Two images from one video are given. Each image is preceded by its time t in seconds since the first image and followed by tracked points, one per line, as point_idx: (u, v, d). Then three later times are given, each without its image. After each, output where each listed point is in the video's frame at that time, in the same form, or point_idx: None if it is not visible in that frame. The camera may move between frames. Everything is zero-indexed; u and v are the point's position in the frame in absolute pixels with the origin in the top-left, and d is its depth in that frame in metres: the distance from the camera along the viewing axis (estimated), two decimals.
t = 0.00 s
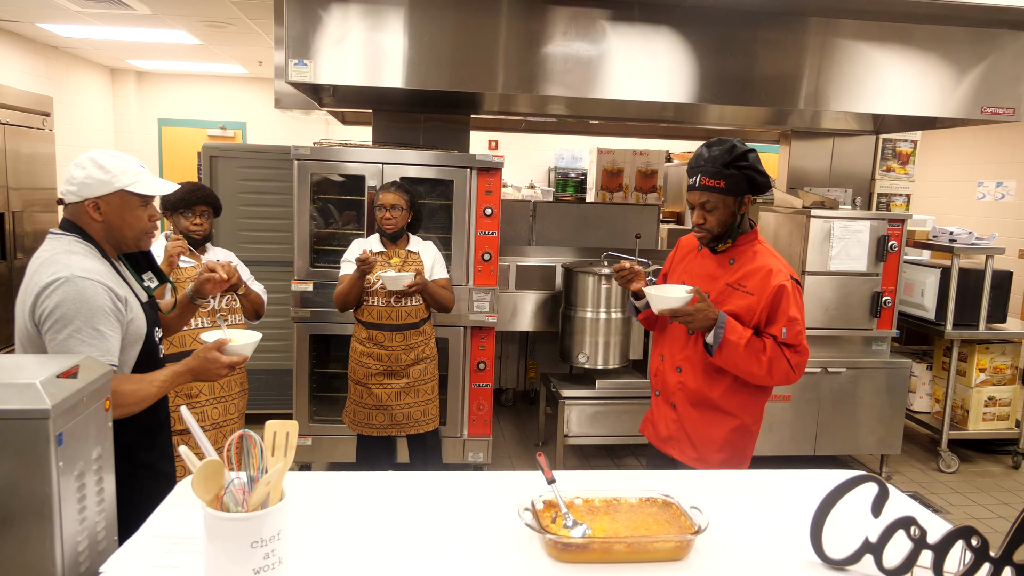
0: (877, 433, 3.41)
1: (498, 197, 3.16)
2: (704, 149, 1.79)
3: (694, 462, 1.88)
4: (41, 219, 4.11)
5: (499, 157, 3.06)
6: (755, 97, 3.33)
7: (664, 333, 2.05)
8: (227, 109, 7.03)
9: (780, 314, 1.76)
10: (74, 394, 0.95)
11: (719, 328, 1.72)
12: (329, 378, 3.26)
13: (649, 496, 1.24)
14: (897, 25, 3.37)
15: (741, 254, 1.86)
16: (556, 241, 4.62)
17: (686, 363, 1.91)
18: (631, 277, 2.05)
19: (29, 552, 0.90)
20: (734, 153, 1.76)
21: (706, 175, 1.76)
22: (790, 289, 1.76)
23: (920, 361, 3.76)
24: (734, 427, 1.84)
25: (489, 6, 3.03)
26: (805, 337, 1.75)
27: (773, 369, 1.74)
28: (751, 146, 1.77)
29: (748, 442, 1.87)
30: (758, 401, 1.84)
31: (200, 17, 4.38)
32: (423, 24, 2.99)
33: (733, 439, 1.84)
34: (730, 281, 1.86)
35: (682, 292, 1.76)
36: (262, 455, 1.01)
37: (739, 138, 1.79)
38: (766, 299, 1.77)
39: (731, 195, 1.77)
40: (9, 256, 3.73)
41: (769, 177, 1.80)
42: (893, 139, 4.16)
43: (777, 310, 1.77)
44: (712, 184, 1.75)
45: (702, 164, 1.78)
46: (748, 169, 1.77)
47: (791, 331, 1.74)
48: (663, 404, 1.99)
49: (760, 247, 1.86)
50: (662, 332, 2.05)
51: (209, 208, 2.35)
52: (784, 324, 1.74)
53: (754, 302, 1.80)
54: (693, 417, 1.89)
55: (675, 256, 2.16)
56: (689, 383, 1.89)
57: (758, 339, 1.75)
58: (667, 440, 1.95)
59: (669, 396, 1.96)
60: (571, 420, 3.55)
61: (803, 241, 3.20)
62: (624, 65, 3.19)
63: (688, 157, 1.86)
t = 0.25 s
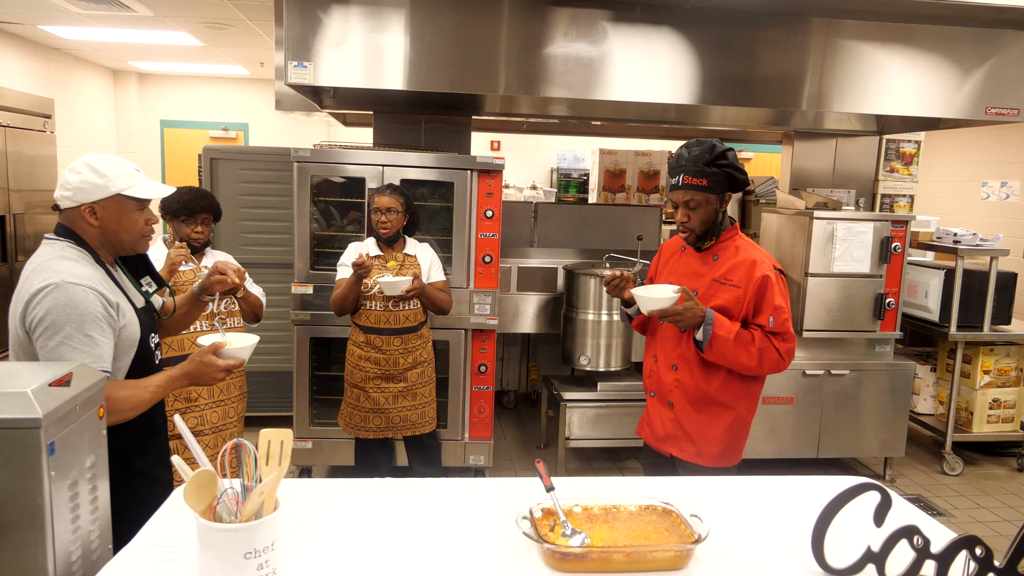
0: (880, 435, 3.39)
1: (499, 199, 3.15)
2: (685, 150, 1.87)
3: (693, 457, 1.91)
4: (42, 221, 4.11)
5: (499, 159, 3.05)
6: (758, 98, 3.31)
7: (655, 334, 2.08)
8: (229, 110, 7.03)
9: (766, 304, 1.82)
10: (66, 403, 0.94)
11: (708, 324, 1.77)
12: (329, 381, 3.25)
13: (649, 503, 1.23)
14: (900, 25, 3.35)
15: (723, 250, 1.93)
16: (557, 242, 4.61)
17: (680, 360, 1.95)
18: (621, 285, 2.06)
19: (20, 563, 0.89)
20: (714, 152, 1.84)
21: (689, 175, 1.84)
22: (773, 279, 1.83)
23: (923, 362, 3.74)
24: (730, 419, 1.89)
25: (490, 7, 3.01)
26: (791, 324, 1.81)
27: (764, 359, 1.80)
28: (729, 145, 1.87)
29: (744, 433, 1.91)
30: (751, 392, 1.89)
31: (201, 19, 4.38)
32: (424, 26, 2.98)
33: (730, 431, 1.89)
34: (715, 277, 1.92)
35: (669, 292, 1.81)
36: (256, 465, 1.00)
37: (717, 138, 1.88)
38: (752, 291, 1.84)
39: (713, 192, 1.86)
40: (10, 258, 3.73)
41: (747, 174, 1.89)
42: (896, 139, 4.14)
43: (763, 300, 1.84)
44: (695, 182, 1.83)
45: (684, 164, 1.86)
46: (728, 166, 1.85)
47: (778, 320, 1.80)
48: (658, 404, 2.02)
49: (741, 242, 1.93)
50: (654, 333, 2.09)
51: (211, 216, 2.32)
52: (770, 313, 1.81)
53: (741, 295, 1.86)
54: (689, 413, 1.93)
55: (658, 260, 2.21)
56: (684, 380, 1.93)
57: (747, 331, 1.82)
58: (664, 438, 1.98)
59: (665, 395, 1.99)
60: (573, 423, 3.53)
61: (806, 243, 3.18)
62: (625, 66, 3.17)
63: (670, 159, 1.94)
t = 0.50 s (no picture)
0: (889, 439, 3.35)
1: (504, 201, 3.13)
2: (676, 153, 1.86)
3: (702, 457, 1.89)
4: (50, 222, 4.13)
5: (504, 160, 3.03)
6: (766, 98, 3.28)
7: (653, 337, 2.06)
8: (236, 111, 7.05)
9: (768, 299, 1.86)
10: (61, 407, 0.92)
11: (715, 325, 1.77)
12: (333, 383, 3.24)
13: (653, 511, 1.20)
14: (910, 25, 3.30)
15: (716, 250, 1.94)
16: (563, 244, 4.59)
17: (683, 361, 1.93)
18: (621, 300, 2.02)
19: (13, 570, 0.87)
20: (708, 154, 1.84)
21: (685, 177, 1.83)
22: (771, 275, 1.87)
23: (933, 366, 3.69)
24: (736, 415, 1.89)
25: (496, 7, 3.00)
26: (792, 317, 1.85)
27: (770, 353, 1.82)
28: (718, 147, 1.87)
29: (748, 428, 1.93)
30: (753, 386, 1.91)
31: (207, 20, 4.39)
32: (428, 26, 2.97)
33: (737, 427, 1.89)
34: (713, 276, 1.92)
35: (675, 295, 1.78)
36: (252, 470, 0.99)
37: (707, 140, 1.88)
38: (753, 288, 1.86)
39: (707, 194, 1.85)
40: (17, 259, 3.75)
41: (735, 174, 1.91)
42: (906, 140, 4.09)
43: (763, 296, 1.87)
44: (692, 184, 1.82)
45: (679, 166, 1.84)
46: (720, 168, 1.86)
47: (780, 314, 1.84)
48: (661, 408, 1.99)
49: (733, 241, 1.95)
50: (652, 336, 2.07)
51: (214, 218, 2.32)
52: (773, 307, 1.84)
53: (741, 292, 1.87)
54: (696, 414, 1.91)
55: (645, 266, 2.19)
56: (689, 381, 1.91)
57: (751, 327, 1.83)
58: (670, 441, 1.95)
59: (668, 398, 1.96)
60: (578, 425, 3.51)
61: (815, 245, 3.15)
62: (632, 66, 3.15)
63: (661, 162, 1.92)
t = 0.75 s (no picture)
0: (912, 446, 3.27)
1: (519, 202, 3.12)
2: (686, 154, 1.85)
3: (719, 459, 1.87)
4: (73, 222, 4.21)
5: (519, 161, 3.02)
6: (785, 98, 3.22)
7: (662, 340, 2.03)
8: (257, 112, 7.13)
9: (782, 296, 1.86)
10: (67, 409, 0.94)
11: (733, 326, 1.75)
12: (348, 382, 3.26)
13: (660, 518, 1.18)
14: (935, 22, 3.22)
15: (725, 250, 1.92)
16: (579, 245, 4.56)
17: (697, 362, 1.90)
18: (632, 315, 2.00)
19: (18, 569, 0.89)
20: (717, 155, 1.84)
21: (697, 177, 1.82)
22: (782, 274, 1.88)
23: (958, 371, 3.61)
24: (752, 414, 1.89)
25: (510, 7, 2.99)
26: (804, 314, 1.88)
27: (786, 351, 1.83)
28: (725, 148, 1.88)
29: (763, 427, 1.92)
30: (766, 385, 1.92)
31: (227, 22, 4.44)
32: (443, 27, 2.97)
33: (753, 426, 1.88)
34: (724, 276, 1.90)
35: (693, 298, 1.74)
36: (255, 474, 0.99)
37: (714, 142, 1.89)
38: (767, 286, 1.86)
39: (718, 194, 1.85)
40: (41, 258, 3.83)
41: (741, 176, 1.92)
42: (931, 140, 4.00)
43: (776, 294, 1.88)
44: (704, 185, 1.81)
45: (690, 167, 1.84)
46: (729, 169, 1.86)
47: (795, 311, 1.86)
48: (674, 411, 1.95)
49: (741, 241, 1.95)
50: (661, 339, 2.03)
51: (229, 219, 2.35)
52: (788, 305, 1.85)
53: (754, 291, 1.87)
54: (711, 415, 1.88)
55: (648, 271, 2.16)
56: (704, 383, 1.89)
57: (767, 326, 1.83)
58: (685, 445, 1.91)
59: (682, 401, 1.93)
60: (593, 428, 3.49)
61: (834, 246, 3.09)
62: (649, 66, 3.12)
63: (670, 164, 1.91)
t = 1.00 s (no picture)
0: (926, 450, 3.22)
1: (526, 202, 3.11)
2: (691, 153, 1.84)
3: (727, 463, 1.85)
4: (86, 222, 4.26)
5: (525, 161, 3.01)
6: (796, 96, 3.18)
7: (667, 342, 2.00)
8: (269, 113, 7.18)
9: (790, 295, 1.84)
10: (63, 410, 0.94)
11: (740, 326, 1.72)
12: (355, 383, 3.26)
13: (658, 522, 1.16)
14: (950, 19, 3.17)
15: (730, 249, 1.89)
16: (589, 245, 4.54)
17: (703, 364, 1.88)
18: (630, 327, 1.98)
19: (15, 569, 0.89)
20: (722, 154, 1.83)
21: (703, 176, 1.80)
22: (789, 272, 1.85)
23: (973, 373, 3.54)
24: (760, 415, 1.86)
25: (517, 7, 2.98)
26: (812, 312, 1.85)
27: (795, 350, 1.80)
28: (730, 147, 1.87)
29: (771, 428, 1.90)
30: (774, 385, 1.89)
31: (239, 24, 4.47)
32: (450, 27, 2.97)
33: (762, 427, 1.86)
34: (729, 275, 1.88)
35: (701, 298, 1.73)
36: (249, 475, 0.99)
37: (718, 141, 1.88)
38: (773, 285, 1.83)
39: (724, 193, 1.83)
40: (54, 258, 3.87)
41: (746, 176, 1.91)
42: (945, 139, 3.94)
43: (783, 293, 1.85)
44: (710, 183, 1.79)
45: (695, 166, 1.82)
46: (734, 167, 1.85)
47: (803, 310, 1.83)
48: (681, 414, 1.93)
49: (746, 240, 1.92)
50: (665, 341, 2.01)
51: (235, 219, 2.36)
52: (795, 304, 1.83)
53: (760, 290, 1.84)
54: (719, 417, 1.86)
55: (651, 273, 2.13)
56: (711, 384, 1.86)
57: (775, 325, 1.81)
58: (692, 448, 1.89)
59: (688, 404, 1.90)
60: (601, 429, 3.47)
61: (846, 247, 3.05)
62: (657, 65, 3.09)
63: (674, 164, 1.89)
